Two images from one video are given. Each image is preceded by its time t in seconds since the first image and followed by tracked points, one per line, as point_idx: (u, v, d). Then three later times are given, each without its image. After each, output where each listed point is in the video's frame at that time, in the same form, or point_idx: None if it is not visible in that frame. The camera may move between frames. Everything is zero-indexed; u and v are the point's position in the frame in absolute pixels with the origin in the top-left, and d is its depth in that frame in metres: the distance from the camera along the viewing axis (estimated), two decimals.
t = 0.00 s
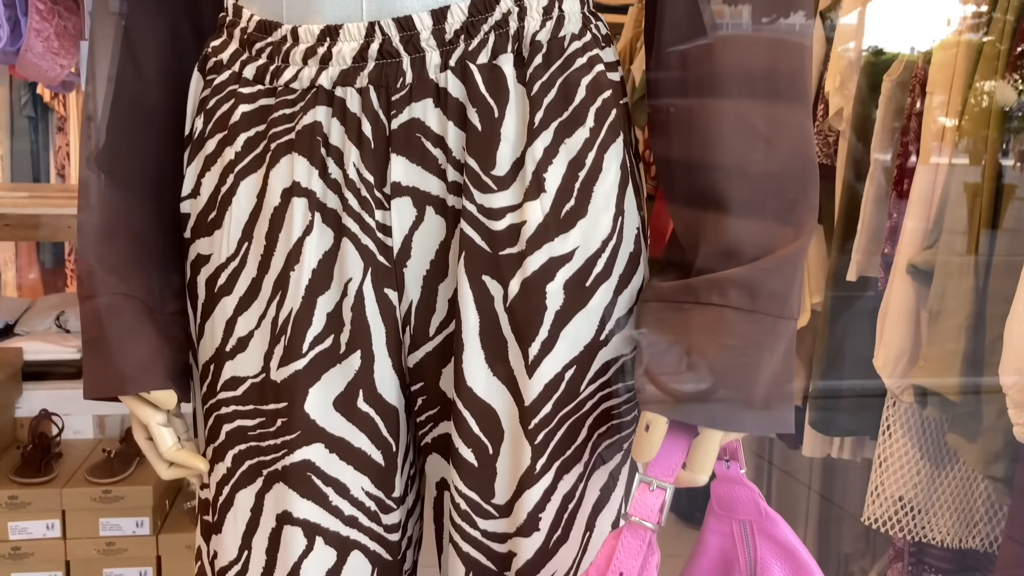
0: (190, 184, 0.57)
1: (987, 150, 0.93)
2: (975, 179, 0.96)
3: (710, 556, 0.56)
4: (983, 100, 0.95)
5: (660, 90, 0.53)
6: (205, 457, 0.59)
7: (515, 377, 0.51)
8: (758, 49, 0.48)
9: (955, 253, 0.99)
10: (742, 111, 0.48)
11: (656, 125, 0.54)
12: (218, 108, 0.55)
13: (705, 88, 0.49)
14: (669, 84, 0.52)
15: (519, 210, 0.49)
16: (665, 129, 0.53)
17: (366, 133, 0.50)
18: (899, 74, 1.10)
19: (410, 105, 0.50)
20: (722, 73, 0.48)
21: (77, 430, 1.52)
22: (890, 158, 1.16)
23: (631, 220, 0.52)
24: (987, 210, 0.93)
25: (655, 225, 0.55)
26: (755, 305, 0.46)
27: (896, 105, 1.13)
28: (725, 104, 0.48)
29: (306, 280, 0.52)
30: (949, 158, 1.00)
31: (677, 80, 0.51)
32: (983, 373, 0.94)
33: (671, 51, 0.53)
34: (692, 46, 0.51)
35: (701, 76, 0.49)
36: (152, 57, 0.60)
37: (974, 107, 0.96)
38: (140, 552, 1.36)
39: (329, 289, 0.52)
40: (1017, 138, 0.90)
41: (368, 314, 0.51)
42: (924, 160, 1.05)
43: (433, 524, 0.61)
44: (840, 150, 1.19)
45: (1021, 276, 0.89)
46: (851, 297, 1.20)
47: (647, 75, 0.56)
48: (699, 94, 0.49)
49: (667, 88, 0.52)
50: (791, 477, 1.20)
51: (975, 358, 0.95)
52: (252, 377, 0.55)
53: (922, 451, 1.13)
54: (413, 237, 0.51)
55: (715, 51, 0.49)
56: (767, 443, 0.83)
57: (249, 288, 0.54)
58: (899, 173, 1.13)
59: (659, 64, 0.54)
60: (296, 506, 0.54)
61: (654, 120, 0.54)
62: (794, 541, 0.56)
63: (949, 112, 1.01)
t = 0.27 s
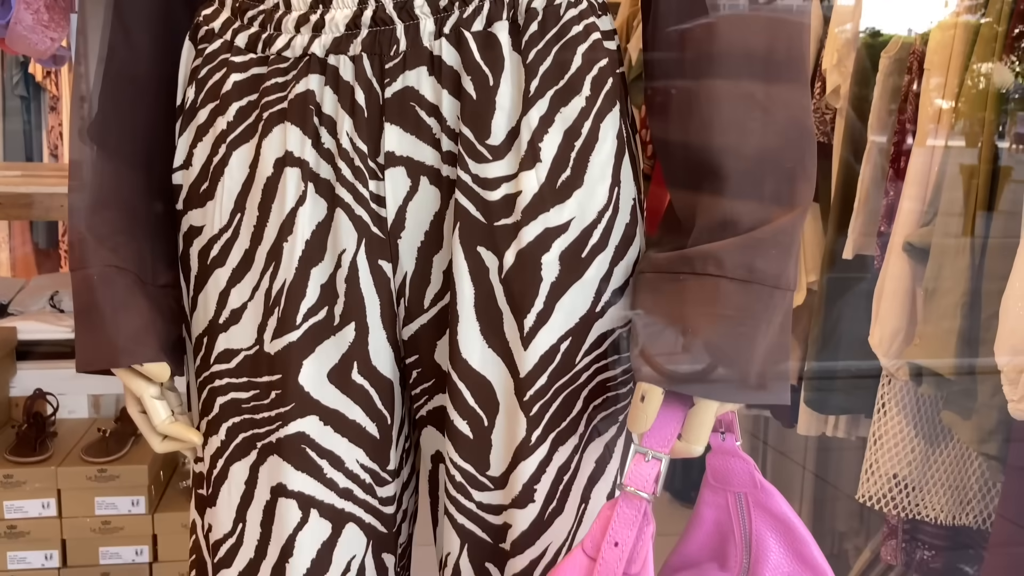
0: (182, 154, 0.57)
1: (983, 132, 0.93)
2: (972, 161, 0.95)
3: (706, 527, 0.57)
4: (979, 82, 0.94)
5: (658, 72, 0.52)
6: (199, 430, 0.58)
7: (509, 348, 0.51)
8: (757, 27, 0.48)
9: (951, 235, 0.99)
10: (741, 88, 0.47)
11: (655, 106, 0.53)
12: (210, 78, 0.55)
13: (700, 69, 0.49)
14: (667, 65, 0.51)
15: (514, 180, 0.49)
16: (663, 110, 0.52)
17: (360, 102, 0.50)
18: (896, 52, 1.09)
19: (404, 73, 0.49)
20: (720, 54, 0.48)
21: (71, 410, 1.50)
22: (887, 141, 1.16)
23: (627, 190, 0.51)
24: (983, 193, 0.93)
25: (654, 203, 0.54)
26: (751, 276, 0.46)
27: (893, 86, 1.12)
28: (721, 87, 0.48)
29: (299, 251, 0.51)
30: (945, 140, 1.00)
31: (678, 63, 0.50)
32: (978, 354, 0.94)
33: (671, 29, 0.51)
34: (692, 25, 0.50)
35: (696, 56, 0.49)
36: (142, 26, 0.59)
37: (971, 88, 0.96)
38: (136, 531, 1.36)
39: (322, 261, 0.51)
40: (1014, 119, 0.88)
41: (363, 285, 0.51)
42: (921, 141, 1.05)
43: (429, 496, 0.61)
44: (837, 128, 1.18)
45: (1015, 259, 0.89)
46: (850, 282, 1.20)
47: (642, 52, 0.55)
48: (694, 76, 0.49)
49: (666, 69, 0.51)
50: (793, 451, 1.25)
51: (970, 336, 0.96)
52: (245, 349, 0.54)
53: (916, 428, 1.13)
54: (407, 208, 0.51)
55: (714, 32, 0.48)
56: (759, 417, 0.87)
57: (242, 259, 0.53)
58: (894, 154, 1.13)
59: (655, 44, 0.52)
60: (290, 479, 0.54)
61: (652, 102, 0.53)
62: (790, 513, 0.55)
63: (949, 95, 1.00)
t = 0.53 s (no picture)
0: (175, 123, 0.56)
1: (980, 117, 0.93)
2: (970, 145, 0.95)
3: (703, 499, 0.57)
4: (976, 65, 0.94)
5: (656, 52, 0.51)
6: (193, 403, 0.58)
7: (505, 318, 0.50)
8: (753, 5, 0.47)
9: (945, 218, 0.98)
10: (739, 60, 0.47)
11: (655, 88, 0.52)
12: (203, 46, 0.54)
13: (697, 51, 0.48)
14: (666, 45, 0.50)
15: (509, 148, 0.48)
16: (662, 94, 0.51)
17: (353, 69, 0.49)
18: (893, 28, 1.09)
19: (398, 40, 0.49)
20: (716, 34, 0.47)
21: (67, 390, 1.50)
22: (883, 125, 1.13)
23: (625, 159, 0.51)
24: (978, 176, 0.93)
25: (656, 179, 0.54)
26: (747, 246, 0.46)
27: (889, 68, 1.11)
28: (718, 70, 0.47)
29: (293, 221, 0.51)
30: (941, 124, 0.99)
31: (676, 45, 0.49)
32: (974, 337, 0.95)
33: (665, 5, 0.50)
34: (690, 6, 0.48)
35: (693, 37, 0.48)
36: None
37: (968, 71, 0.95)
38: (132, 510, 1.36)
39: (316, 231, 0.51)
40: (1012, 102, 0.89)
41: (357, 256, 0.51)
42: (917, 126, 1.03)
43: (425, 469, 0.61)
44: (834, 107, 1.18)
45: (1010, 244, 0.89)
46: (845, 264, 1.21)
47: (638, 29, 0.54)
48: (692, 58, 0.48)
49: (665, 51, 0.50)
50: (784, 428, 1.32)
51: (965, 318, 0.96)
52: (239, 321, 0.54)
53: (911, 406, 1.12)
54: (401, 176, 0.50)
55: (713, 12, 0.47)
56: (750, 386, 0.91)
57: (235, 230, 0.53)
58: (891, 133, 1.11)
59: (652, 23, 0.51)
60: (286, 451, 0.53)
61: (652, 84, 0.52)
62: (787, 485, 0.54)
63: (945, 78, 0.99)
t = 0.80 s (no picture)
0: (167, 96, 0.54)
1: (977, 102, 0.92)
2: (967, 129, 0.94)
3: (699, 474, 0.57)
4: (973, 50, 0.93)
5: (652, 37, 0.51)
6: (189, 377, 0.58)
7: (501, 291, 0.50)
8: None
9: (943, 204, 0.98)
10: (737, 30, 0.47)
11: (654, 71, 0.51)
12: (195, 17, 0.52)
13: (696, 36, 0.47)
14: (664, 29, 0.49)
15: (505, 120, 0.48)
16: (660, 78, 0.51)
17: (347, 39, 0.49)
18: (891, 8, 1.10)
19: (393, 10, 0.48)
20: (713, 13, 0.47)
21: (61, 372, 1.48)
22: (880, 109, 1.13)
23: (622, 131, 0.50)
24: (974, 160, 0.93)
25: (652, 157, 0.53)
26: (745, 217, 0.46)
27: (885, 53, 1.12)
28: (716, 54, 0.47)
29: (288, 193, 0.50)
30: (937, 109, 0.99)
31: (674, 31, 0.49)
32: (968, 322, 0.95)
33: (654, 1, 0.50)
34: None
35: (690, 22, 0.48)
36: None
37: (965, 55, 0.94)
38: (128, 492, 1.36)
39: (311, 204, 0.51)
40: (1009, 86, 0.88)
41: (352, 230, 0.51)
42: (913, 111, 1.03)
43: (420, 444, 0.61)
44: (831, 87, 1.19)
45: (1004, 229, 0.89)
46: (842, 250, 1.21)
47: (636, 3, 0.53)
48: (690, 43, 0.48)
49: (661, 34, 0.50)
50: (780, 411, 1.35)
51: (960, 304, 0.96)
52: (234, 295, 0.54)
53: (907, 385, 1.12)
54: (396, 148, 0.50)
55: None
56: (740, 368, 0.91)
57: (229, 203, 0.52)
58: (887, 116, 1.11)
59: (648, 6, 0.51)
60: (281, 425, 0.53)
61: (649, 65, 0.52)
62: (782, 458, 0.54)
63: (942, 63, 0.98)
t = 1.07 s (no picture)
0: (163, 71, 0.54)
1: (974, 88, 0.92)
2: (963, 115, 0.94)
3: (697, 450, 0.58)
4: (970, 36, 0.93)
5: (652, 24, 0.51)
6: (185, 354, 0.57)
7: (499, 266, 0.50)
8: None
9: (939, 191, 0.97)
10: (738, 5, 0.47)
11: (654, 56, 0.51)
12: None
13: (696, 23, 0.48)
14: (665, 16, 0.50)
15: (503, 93, 0.48)
16: (660, 65, 0.51)
17: (344, 11, 0.48)
18: None
19: None
20: None
21: (58, 356, 1.48)
22: (877, 96, 1.12)
23: (621, 105, 0.50)
24: (972, 146, 0.93)
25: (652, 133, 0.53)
26: (745, 190, 0.46)
27: (881, 40, 1.11)
28: (714, 41, 0.47)
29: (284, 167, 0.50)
30: (935, 95, 0.98)
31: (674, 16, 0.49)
32: (965, 307, 0.96)
33: None
34: None
35: (690, 10, 0.48)
36: None
37: (963, 41, 0.94)
38: (126, 476, 1.36)
39: (308, 179, 0.50)
40: (1005, 73, 0.88)
41: (349, 204, 0.50)
42: (910, 97, 1.02)
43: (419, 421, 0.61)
44: (829, 69, 1.19)
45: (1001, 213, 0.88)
46: (837, 236, 1.20)
47: None
48: (690, 30, 0.48)
49: (661, 20, 0.50)
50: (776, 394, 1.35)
51: (958, 293, 0.97)
52: (230, 271, 0.53)
53: (903, 367, 1.12)
54: (394, 122, 0.50)
55: None
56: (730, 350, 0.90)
57: (225, 178, 0.52)
58: (885, 103, 1.10)
59: None
60: (279, 401, 0.53)
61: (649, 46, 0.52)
62: (780, 434, 0.54)
63: (939, 49, 0.98)
